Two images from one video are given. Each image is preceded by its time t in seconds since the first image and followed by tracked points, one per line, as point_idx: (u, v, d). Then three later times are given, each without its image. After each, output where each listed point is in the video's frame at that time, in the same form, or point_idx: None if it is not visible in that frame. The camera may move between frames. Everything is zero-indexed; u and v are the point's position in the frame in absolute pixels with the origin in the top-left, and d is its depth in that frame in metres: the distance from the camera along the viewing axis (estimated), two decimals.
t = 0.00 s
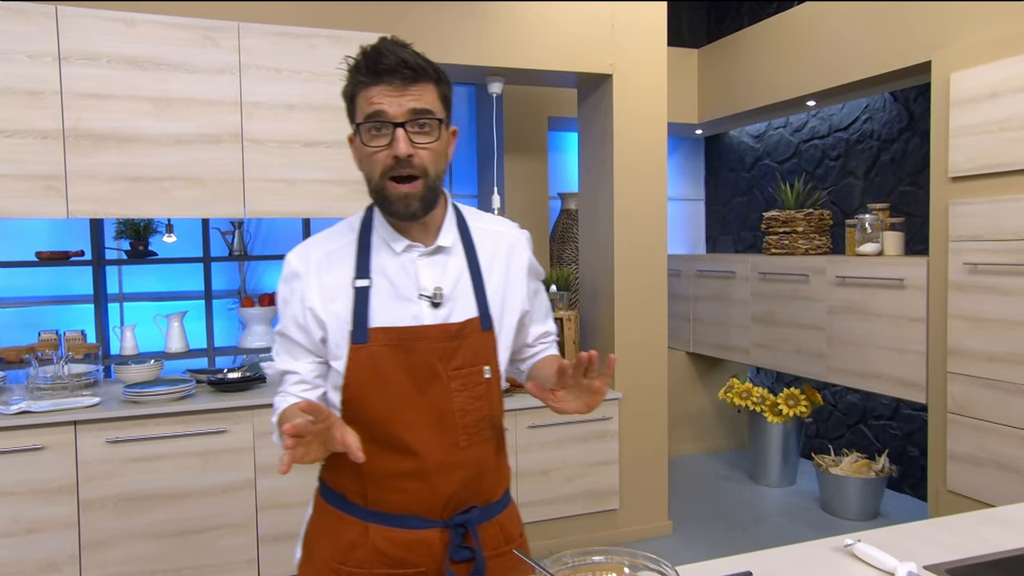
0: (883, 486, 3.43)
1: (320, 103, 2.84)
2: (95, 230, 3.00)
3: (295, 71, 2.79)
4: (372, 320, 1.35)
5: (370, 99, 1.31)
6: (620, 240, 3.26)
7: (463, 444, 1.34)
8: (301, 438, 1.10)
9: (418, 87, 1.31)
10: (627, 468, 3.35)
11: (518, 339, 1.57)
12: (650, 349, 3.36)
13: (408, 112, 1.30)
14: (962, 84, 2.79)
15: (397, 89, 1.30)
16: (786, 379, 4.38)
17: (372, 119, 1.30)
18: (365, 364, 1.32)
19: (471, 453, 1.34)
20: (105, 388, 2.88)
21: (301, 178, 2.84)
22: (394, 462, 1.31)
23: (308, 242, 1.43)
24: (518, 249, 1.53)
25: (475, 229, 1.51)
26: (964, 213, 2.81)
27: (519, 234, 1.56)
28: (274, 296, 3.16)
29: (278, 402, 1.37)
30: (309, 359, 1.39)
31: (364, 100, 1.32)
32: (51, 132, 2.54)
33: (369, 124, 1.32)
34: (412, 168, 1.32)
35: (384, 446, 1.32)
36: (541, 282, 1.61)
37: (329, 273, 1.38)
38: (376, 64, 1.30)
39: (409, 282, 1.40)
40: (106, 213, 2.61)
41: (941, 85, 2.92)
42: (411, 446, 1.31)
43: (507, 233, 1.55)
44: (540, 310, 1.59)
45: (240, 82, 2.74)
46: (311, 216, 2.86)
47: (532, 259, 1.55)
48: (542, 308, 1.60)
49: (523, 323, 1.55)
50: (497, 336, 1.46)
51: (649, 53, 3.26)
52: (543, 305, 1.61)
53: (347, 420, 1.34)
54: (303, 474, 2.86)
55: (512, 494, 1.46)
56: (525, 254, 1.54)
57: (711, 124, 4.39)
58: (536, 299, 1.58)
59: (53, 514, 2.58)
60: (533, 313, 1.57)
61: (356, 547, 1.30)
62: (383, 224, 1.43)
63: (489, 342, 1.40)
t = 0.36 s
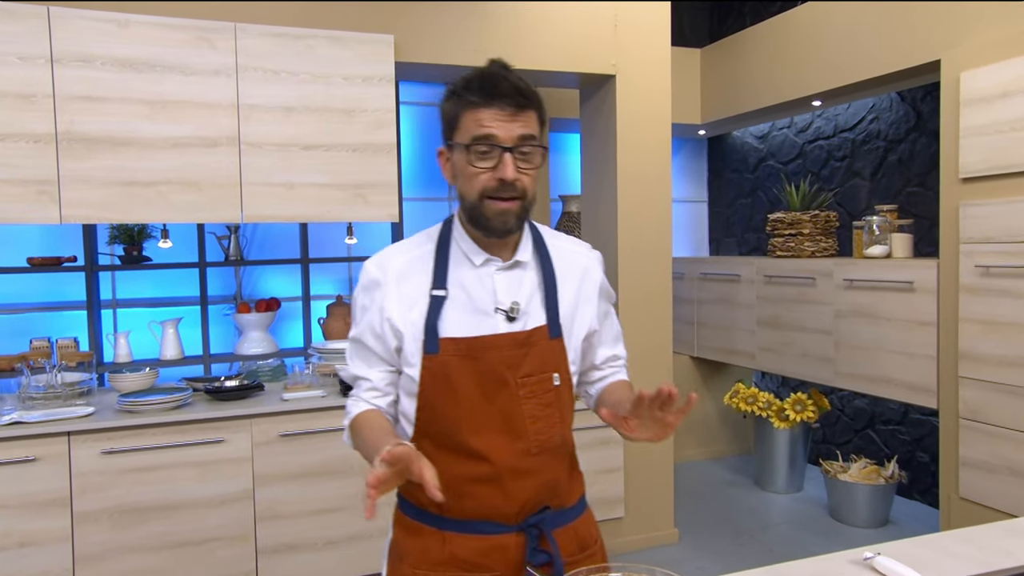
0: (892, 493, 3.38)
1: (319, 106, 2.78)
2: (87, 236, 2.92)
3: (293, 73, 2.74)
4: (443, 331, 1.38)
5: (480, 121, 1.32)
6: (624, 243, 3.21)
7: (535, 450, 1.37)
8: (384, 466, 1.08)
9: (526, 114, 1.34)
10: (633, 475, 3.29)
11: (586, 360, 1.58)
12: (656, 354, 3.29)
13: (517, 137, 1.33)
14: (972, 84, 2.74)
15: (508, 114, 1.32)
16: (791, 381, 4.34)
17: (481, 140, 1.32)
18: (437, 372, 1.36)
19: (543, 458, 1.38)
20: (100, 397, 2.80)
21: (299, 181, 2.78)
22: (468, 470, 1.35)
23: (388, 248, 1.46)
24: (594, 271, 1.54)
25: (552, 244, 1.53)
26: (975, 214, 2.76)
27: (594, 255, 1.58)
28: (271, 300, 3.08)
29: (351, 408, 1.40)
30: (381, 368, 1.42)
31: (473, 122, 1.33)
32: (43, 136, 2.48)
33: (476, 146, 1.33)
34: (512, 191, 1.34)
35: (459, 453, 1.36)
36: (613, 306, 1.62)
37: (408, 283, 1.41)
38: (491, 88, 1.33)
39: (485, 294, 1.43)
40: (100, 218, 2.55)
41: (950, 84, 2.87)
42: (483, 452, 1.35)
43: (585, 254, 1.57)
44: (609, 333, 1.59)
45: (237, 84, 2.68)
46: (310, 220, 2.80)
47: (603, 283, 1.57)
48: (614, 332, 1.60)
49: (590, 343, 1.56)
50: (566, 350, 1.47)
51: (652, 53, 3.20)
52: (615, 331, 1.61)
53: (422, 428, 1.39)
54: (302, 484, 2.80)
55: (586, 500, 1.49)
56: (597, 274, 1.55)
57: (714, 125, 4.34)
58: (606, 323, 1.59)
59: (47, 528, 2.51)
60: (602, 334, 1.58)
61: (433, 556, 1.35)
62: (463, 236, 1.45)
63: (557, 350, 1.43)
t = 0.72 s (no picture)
0: (900, 496, 3.34)
1: (317, 106, 2.73)
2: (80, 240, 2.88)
3: (289, 73, 2.69)
4: (483, 331, 1.53)
5: (541, 153, 1.37)
6: (626, 243, 3.16)
7: (562, 458, 1.50)
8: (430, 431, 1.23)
9: (585, 146, 1.38)
10: (636, 480, 3.25)
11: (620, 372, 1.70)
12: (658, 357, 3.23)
13: (575, 173, 1.38)
14: (979, 80, 2.70)
15: (568, 151, 1.36)
16: (796, 385, 4.29)
17: (539, 176, 1.38)
18: (472, 372, 1.51)
19: (568, 467, 1.50)
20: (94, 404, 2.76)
21: (296, 183, 2.74)
22: (499, 474, 1.49)
23: (433, 245, 1.64)
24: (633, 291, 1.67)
25: (598, 256, 1.67)
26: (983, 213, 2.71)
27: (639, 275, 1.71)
28: (268, 304, 3.05)
29: (389, 398, 1.56)
30: (420, 360, 1.57)
31: (534, 154, 1.38)
32: (35, 138, 2.44)
33: (534, 174, 1.39)
34: (564, 220, 1.44)
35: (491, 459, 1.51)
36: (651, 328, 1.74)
37: (451, 279, 1.57)
38: (557, 122, 1.35)
39: (526, 295, 1.58)
40: (93, 222, 2.51)
41: (957, 81, 2.82)
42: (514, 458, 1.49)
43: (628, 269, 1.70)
44: (646, 352, 1.70)
45: (232, 84, 2.63)
46: (307, 222, 2.76)
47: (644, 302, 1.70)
48: (649, 353, 1.72)
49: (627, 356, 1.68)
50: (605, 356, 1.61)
51: (654, 50, 3.16)
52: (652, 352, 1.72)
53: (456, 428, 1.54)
54: (300, 491, 2.75)
55: (611, 510, 1.62)
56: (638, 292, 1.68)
57: (717, 123, 4.30)
58: (643, 342, 1.71)
59: (40, 537, 2.47)
60: (639, 351, 1.70)
61: (457, 558, 1.49)
62: (507, 237, 1.60)
63: (591, 357, 1.55)
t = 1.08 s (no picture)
0: (913, 496, 3.28)
1: (318, 104, 2.71)
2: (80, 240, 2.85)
3: (289, 70, 2.66)
4: (500, 328, 1.51)
5: (571, 156, 1.37)
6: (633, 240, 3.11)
7: (577, 459, 1.47)
8: (443, 460, 1.18)
9: (616, 152, 1.38)
10: (644, 480, 3.20)
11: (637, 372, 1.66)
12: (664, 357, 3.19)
13: (604, 177, 1.38)
14: (991, 71, 2.64)
15: (598, 155, 1.36)
16: (806, 383, 4.24)
17: (567, 176, 1.38)
18: (488, 369, 1.48)
19: (582, 468, 1.47)
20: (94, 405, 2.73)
21: (298, 181, 2.71)
22: (512, 474, 1.46)
23: (451, 240, 1.62)
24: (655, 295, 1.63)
25: (622, 257, 1.63)
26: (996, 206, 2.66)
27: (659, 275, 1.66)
28: (270, 304, 3.05)
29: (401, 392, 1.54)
30: (433, 356, 1.56)
31: (563, 156, 1.38)
32: (34, 138, 2.41)
33: (563, 176, 1.39)
34: (588, 225, 1.43)
35: (505, 459, 1.47)
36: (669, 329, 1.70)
37: (470, 274, 1.55)
38: (590, 126, 1.35)
39: (547, 293, 1.56)
40: (92, 222, 2.48)
41: (969, 72, 2.77)
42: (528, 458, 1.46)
43: (650, 272, 1.65)
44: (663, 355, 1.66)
45: (232, 82, 2.61)
46: (309, 221, 2.73)
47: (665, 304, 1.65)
48: (666, 354, 1.67)
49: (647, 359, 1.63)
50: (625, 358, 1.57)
51: (659, 43, 3.11)
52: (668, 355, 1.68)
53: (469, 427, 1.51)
54: (304, 492, 2.72)
55: (624, 513, 1.58)
56: (660, 293, 1.64)
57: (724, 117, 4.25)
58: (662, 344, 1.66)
59: (42, 540, 2.45)
60: (657, 353, 1.65)
61: (466, 558, 1.47)
62: (529, 235, 1.58)
63: (609, 358, 1.51)
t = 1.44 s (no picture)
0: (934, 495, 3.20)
1: (323, 97, 2.68)
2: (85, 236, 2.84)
3: (294, 63, 2.64)
4: (509, 323, 1.45)
5: (569, 104, 1.34)
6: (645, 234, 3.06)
7: (585, 456, 1.41)
8: None
9: (615, 99, 1.35)
10: (656, 479, 3.14)
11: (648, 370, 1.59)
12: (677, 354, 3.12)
13: (608, 121, 1.34)
14: (1014, 57, 2.56)
15: (598, 98, 1.33)
16: (824, 380, 4.16)
17: (571, 124, 1.34)
18: (495, 364, 1.43)
19: (591, 466, 1.41)
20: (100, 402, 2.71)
21: (303, 176, 2.68)
22: (517, 470, 1.41)
23: (455, 232, 1.54)
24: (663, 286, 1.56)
25: (626, 246, 1.57)
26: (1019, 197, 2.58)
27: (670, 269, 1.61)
28: (276, 300, 3.05)
29: (412, 394, 1.46)
30: (443, 355, 1.48)
31: (563, 107, 1.35)
32: (38, 133, 2.39)
33: (565, 129, 1.35)
34: (600, 177, 1.36)
35: (512, 456, 1.42)
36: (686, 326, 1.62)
37: (477, 268, 1.48)
38: (585, 71, 1.34)
39: (555, 285, 1.49)
40: (97, 218, 2.46)
41: (991, 59, 2.69)
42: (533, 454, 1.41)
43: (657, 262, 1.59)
44: (678, 351, 1.58)
45: (237, 76, 2.58)
46: (315, 216, 2.70)
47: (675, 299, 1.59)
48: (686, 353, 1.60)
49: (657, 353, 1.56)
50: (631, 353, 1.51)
51: (672, 32, 3.05)
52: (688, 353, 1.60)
53: (474, 423, 1.45)
54: (311, 490, 2.69)
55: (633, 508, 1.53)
56: (669, 286, 1.58)
57: (738, 109, 4.18)
58: (675, 339, 1.58)
59: (49, 538, 2.43)
60: (669, 349, 1.57)
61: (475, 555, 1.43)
62: (537, 225, 1.51)
63: (616, 353, 1.46)
